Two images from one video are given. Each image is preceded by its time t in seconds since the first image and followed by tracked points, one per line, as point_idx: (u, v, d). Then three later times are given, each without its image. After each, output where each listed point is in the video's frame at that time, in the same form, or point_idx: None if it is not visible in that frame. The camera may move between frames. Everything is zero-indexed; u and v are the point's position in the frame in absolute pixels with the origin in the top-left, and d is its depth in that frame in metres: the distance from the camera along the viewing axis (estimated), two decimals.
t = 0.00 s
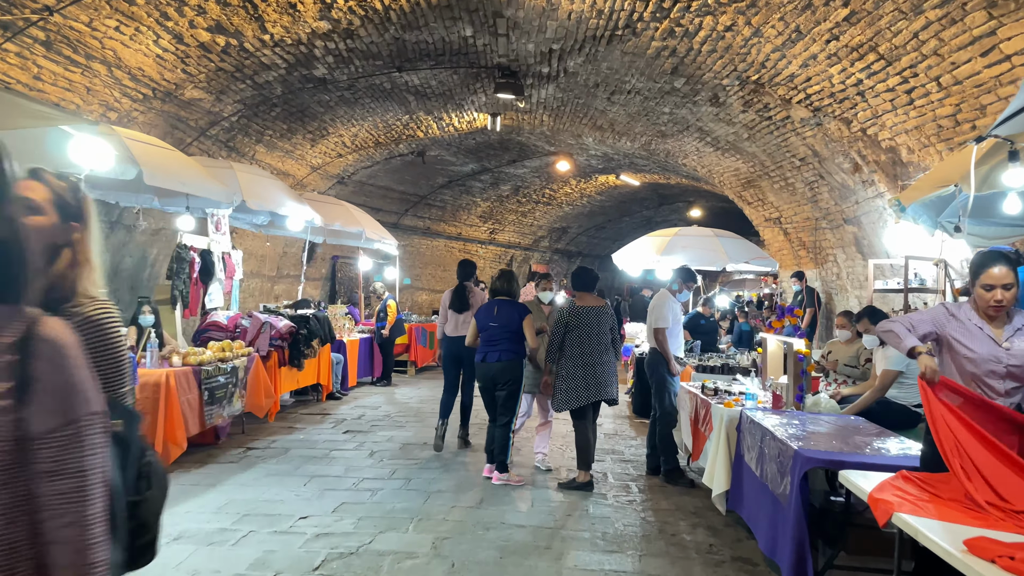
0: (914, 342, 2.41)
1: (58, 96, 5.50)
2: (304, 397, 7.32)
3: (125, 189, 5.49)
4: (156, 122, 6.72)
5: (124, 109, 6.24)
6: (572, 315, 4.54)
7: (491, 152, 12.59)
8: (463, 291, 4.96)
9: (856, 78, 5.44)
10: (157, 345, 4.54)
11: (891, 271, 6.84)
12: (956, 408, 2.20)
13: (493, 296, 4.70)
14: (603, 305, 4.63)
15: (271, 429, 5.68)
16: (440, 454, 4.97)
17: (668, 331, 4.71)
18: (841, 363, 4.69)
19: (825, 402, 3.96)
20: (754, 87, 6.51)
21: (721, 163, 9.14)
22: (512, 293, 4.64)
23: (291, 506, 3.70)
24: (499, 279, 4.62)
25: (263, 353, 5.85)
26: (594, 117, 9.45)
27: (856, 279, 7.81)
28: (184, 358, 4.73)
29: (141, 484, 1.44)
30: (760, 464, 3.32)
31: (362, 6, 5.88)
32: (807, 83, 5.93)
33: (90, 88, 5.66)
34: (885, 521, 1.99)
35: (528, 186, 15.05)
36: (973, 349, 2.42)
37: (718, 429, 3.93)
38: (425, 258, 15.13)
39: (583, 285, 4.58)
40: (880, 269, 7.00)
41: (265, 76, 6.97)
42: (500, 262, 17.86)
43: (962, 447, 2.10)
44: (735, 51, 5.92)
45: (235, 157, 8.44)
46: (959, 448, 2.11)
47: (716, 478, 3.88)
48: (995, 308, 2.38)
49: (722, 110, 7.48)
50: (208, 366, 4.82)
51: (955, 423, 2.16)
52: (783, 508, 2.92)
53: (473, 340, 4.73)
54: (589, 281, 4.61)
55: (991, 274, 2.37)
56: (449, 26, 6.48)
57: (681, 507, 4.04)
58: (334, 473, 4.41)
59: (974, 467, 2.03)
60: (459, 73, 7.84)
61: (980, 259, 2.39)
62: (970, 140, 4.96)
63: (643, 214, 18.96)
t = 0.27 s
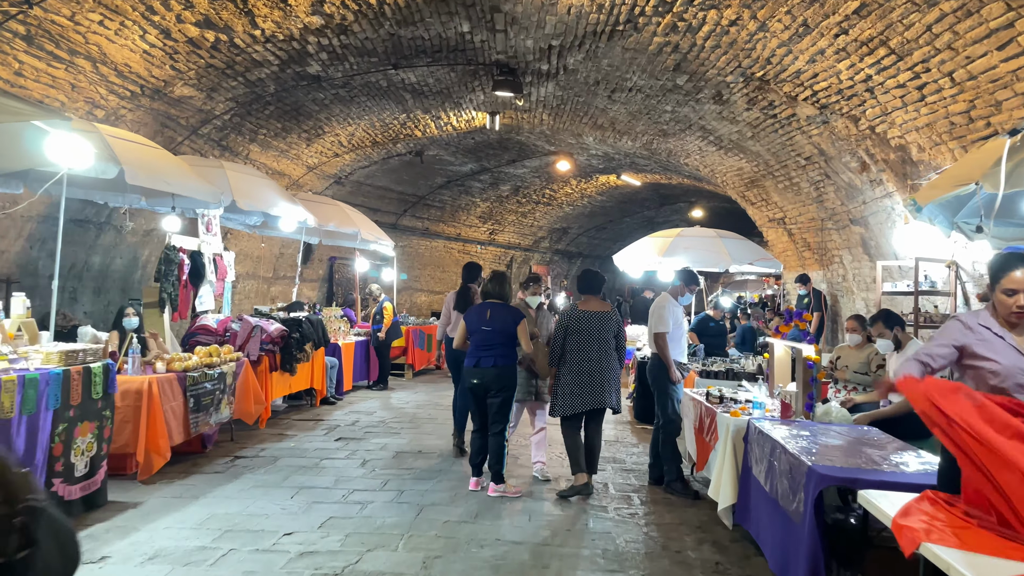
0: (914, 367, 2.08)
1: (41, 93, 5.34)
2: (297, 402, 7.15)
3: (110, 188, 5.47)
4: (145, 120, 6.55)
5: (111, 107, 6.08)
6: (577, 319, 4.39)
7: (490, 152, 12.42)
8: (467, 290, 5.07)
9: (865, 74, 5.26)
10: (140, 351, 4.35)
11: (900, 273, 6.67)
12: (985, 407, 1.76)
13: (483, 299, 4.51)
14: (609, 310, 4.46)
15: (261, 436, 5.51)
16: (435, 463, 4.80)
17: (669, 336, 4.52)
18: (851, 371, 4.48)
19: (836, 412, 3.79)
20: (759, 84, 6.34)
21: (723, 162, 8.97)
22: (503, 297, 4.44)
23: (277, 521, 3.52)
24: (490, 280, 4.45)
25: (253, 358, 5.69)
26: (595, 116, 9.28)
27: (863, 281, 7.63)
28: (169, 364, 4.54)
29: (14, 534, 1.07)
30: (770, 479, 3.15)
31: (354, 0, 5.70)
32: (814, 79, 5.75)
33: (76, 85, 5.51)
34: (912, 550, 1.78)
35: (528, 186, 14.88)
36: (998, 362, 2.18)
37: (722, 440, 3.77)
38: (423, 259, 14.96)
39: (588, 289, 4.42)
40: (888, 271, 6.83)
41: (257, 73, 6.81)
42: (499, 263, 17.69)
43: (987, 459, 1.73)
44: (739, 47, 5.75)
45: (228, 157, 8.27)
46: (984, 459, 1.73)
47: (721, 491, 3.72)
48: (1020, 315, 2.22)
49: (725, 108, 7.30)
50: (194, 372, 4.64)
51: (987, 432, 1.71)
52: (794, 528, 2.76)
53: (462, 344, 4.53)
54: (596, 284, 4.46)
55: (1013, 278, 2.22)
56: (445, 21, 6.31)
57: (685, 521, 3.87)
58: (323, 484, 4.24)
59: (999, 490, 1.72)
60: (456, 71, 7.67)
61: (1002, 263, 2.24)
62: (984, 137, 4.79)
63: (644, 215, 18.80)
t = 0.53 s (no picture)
0: (976, 437, 1.93)
1: (28, 86, 5.17)
2: (293, 404, 6.98)
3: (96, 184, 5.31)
4: (137, 115, 6.39)
5: (102, 101, 5.92)
6: (580, 319, 4.32)
7: (491, 149, 12.25)
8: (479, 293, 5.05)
9: (878, 65, 5.09)
10: (126, 351, 4.17)
11: (911, 272, 6.49)
12: None
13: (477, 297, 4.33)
14: (614, 309, 4.34)
15: (254, 440, 5.34)
16: (433, 468, 4.63)
17: (676, 337, 4.33)
18: (865, 373, 4.34)
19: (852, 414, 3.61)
20: (767, 77, 6.17)
21: (729, 159, 8.79)
22: (499, 296, 4.26)
23: (266, 530, 3.35)
24: (484, 278, 4.27)
25: (246, 359, 5.52)
26: (597, 112, 9.11)
27: (872, 280, 7.46)
28: (155, 365, 4.37)
29: None
30: (785, 486, 2.98)
31: None
32: (825, 71, 5.58)
33: (63, 77, 5.35)
34: None
35: (529, 185, 14.71)
36: None
37: (733, 445, 3.60)
38: (424, 259, 14.80)
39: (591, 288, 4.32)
40: (899, 269, 6.65)
41: (251, 67, 6.64)
42: (500, 262, 17.52)
43: None
44: (747, 38, 5.58)
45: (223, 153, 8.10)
46: None
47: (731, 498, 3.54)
48: None
49: (732, 103, 7.13)
50: (182, 373, 4.47)
51: None
52: (813, 540, 2.59)
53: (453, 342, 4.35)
54: (600, 282, 4.35)
55: None
56: (444, 13, 6.14)
57: (694, 529, 3.70)
58: (316, 490, 4.07)
59: None
60: (456, 65, 7.50)
61: None
62: (1003, 130, 4.61)
63: (647, 214, 18.63)
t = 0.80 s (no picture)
0: None
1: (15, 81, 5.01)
2: (290, 408, 6.81)
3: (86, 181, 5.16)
4: (129, 112, 6.22)
5: (93, 97, 5.76)
6: (584, 324, 4.17)
7: (492, 148, 12.08)
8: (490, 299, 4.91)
9: (893, 58, 4.92)
10: (112, 356, 4.00)
11: (925, 272, 6.31)
12: None
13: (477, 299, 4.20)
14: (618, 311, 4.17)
15: (248, 446, 5.17)
16: (433, 476, 4.45)
17: (687, 340, 4.15)
18: (884, 379, 4.18)
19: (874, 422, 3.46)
20: (777, 72, 5.99)
21: (735, 158, 8.60)
22: (499, 298, 4.13)
23: (255, 545, 3.18)
24: (485, 279, 4.13)
25: (240, 362, 5.34)
26: (601, 110, 8.94)
27: (883, 280, 7.29)
28: (144, 370, 4.20)
29: None
30: (806, 500, 2.81)
31: None
32: (837, 65, 5.40)
33: (52, 72, 5.19)
34: None
35: (531, 184, 14.54)
36: None
37: (748, 453, 3.42)
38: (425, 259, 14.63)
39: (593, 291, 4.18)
40: (913, 270, 6.47)
41: (247, 62, 6.47)
42: (502, 263, 17.36)
43: None
44: (757, 31, 5.41)
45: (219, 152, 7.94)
46: None
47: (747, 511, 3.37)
48: None
49: (740, 100, 6.95)
50: (172, 378, 4.30)
51: None
52: (839, 560, 2.42)
53: (452, 345, 4.20)
54: (604, 285, 4.21)
55: None
56: (445, 6, 5.97)
57: (706, 543, 3.52)
58: (310, 500, 3.89)
59: None
60: (457, 61, 7.34)
61: None
62: None
63: (650, 214, 18.46)
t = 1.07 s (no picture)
0: None
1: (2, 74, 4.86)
2: (287, 411, 6.65)
3: (75, 177, 5.01)
4: (122, 107, 6.07)
5: (84, 92, 5.61)
6: (587, 324, 3.99)
7: (494, 147, 11.92)
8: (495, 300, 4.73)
9: (910, 49, 4.75)
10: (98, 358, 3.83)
11: (940, 272, 6.14)
12: None
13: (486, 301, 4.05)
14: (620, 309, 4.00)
15: (243, 451, 5.00)
16: (433, 483, 4.29)
17: (698, 342, 3.99)
18: (903, 383, 4.00)
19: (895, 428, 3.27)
20: (787, 65, 5.82)
21: (742, 155, 8.42)
22: (509, 300, 3.99)
23: (245, 559, 3.01)
24: (496, 282, 3.99)
25: (235, 365, 5.18)
26: (605, 107, 8.77)
27: (895, 280, 7.12)
28: (132, 373, 4.04)
29: None
30: (827, 514, 2.65)
31: None
32: (851, 58, 5.23)
33: (40, 66, 5.04)
34: None
35: (534, 183, 14.38)
36: None
37: (764, 461, 3.25)
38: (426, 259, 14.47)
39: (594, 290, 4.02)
40: (927, 269, 6.30)
41: (244, 57, 6.32)
42: (504, 263, 17.19)
43: None
44: (768, 22, 5.23)
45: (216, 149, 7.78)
46: None
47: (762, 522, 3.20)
48: None
49: (748, 95, 6.78)
50: (162, 382, 4.14)
51: None
52: None
53: (460, 349, 4.06)
54: (607, 284, 4.04)
55: None
56: None
57: (720, 555, 3.35)
58: (305, 510, 3.73)
59: None
60: (459, 56, 7.18)
61: None
62: None
63: (654, 214, 18.29)
